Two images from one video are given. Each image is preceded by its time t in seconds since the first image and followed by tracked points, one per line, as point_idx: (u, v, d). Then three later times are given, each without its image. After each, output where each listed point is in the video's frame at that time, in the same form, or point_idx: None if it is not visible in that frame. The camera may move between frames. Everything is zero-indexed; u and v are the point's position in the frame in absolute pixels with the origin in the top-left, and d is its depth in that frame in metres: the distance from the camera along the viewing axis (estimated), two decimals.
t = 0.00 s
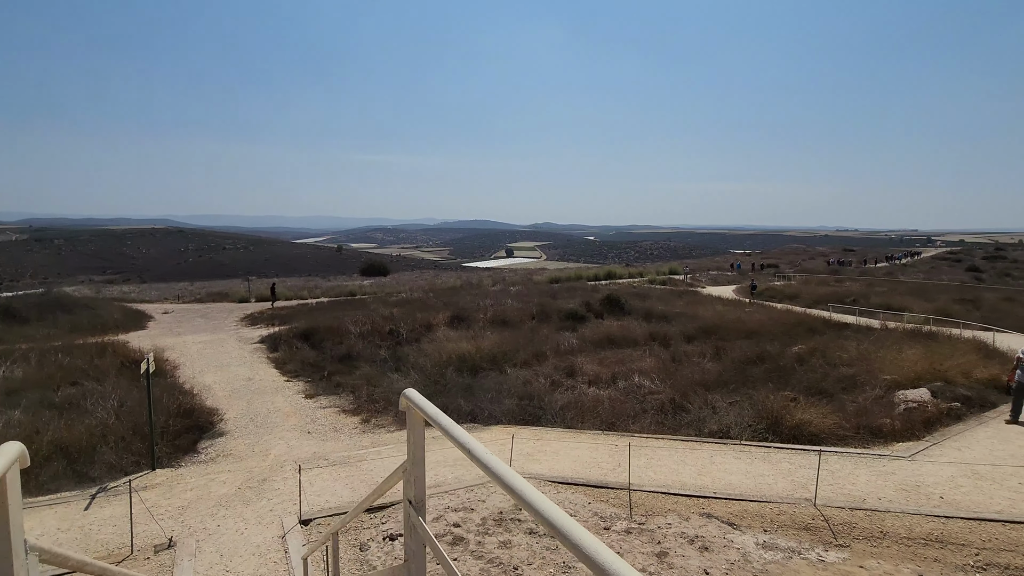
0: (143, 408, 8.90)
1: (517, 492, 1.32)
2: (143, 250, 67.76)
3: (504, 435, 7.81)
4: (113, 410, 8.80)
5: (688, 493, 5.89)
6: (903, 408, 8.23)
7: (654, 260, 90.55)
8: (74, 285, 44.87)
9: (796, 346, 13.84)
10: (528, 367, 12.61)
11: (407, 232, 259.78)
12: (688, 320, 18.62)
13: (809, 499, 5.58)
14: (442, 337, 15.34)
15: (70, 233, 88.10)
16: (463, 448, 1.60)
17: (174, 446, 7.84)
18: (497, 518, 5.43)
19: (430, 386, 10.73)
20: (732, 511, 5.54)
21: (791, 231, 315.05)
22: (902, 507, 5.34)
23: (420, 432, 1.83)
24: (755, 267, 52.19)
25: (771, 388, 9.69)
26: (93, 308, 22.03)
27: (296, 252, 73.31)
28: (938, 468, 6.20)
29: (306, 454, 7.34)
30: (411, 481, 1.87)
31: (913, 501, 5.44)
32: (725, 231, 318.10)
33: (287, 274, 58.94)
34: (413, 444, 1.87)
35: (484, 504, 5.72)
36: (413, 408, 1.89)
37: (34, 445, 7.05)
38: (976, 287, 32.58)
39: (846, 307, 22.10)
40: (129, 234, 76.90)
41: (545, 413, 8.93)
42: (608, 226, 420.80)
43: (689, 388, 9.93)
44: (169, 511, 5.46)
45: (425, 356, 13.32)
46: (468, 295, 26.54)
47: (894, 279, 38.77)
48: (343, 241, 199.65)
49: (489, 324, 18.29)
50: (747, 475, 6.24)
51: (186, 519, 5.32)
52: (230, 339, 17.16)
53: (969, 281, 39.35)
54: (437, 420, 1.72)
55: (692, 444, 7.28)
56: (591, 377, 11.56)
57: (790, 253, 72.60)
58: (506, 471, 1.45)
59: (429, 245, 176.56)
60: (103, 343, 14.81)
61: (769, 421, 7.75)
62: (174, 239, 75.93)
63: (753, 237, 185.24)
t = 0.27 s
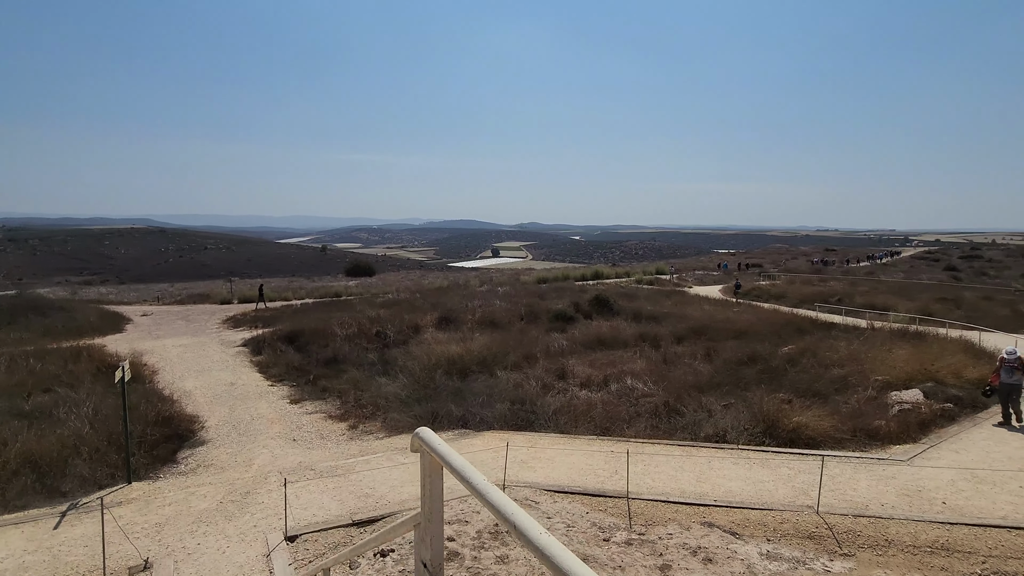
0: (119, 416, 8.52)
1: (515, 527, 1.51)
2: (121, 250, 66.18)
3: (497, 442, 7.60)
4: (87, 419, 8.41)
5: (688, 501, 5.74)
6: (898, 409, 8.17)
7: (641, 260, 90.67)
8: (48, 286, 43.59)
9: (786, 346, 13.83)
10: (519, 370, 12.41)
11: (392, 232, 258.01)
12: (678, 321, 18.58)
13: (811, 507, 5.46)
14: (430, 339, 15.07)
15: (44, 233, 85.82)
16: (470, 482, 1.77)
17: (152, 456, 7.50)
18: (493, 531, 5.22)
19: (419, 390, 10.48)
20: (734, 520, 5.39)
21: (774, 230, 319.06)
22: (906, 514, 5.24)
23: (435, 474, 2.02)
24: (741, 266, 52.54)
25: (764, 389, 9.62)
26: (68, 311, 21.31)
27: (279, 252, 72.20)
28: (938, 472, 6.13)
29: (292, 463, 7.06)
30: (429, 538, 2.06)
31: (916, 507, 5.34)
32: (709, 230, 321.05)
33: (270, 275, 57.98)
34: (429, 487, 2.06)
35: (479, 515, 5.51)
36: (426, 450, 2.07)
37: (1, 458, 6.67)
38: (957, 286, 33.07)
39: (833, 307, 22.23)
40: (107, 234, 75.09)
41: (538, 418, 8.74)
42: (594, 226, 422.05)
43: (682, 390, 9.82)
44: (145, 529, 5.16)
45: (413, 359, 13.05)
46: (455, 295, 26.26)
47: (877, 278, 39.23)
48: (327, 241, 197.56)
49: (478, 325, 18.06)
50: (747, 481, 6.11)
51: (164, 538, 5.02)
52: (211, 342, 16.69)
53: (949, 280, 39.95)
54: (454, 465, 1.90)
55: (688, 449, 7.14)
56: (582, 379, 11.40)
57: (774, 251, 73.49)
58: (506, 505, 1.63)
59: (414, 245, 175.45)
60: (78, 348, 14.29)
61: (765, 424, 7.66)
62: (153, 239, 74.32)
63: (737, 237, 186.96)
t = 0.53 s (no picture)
0: (100, 421, 8.23)
1: (516, 564, 1.56)
2: (107, 250, 65.20)
3: (494, 447, 7.39)
4: (67, 424, 8.12)
5: (692, 509, 5.57)
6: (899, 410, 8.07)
7: (633, 260, 90.78)
8: (32, 287, 42.78)
9: (782, 347, 13.73)
10: (513, 372, 12.22)
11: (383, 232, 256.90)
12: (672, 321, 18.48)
13: (818, 514, 5.30)
14: (423, 340, 14.84)
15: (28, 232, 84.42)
16: (472, 519, 1.87)
17: (134, 464, 7.23)
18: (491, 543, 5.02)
19: (412, 393, 10.25)
20: (740, 528, 5.23)
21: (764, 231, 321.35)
22: (915, 521, 5.10)
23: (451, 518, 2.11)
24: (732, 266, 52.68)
25: (763, 391, 9.50)
26: (51, 312, 20.84)
27: (269, 252, 71.51)
28: (944, 476, 6.01)
29: (281, 470, 6.82)
30: None
31: (926, 514, 5.20)
32: (699, 231, 322.70)
33: (260, 275, 57.37)
34: (448, 534, 2.14)
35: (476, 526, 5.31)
36: (439, 494, 2.16)
37: None
38: (947, 286, 33.33)
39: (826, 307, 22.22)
40: (93, 233, 74.00)
41: (534, 421, 8.55)
42: (585, 226, 422.84)
43: (680, 392, 9.68)
44: (125, 544, 4.91)
45: (405, 360, 12.81)
46: (448, 296, 26.01)
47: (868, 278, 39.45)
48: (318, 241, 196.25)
49: (471, 326, 17.84)
50: (751, 487, 5.96)
51: (144, 553, 4.78)
52: (199, 344, 16.35)
53: (938, 280, 40.28)
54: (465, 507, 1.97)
55: (689, 453, 6.98)
56: (578, 381, 11.22)
57: (764, 252, 73.79)
58: (510, 538, 1.71)
59: (406, 245, 174.72)
60: (61, 350, 13.91)
61: (767, 427, 7.52)
62: (140, 239, 73.33)
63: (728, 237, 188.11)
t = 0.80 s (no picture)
0: (99, 426, 8.04)
1: None
2: (108, 250, 65.04)
3: (503, 454, 7.21)
4: (65, 430, 7.93)
5: (710, 520, 5.38)
6: (917, 415, 7.88)
7: (635, 260, 90.52)
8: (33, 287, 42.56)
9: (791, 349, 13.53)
10: (519, 374, 12.02)
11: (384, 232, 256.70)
12: (678, 322, 18.27)
13: (842, 527, 5.11)
14: (426, 341, 14.64)
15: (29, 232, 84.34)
16: None
17: (133, 470, 7.05)
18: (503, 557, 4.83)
19: (417, 396, 10.06)
20: (761, 541, 5.03)
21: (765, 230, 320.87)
22: (945, 535, 4.90)
23: None
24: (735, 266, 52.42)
25: (775, 395, 9.30)
26: (50, 312, 20.64)
27: (270, 252, 71.32)
28: (970, 486, 5.81)
29: (283, 478, 6.64)
30: None
31: (955, 527, 5.00)
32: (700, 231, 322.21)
33: (261, 275, 57.17)
34: None
35: (487, 538, 5.12)
36: None
37: None
38: (953, 286, 33.11)
39: (833, 307, 22.00)
40: (93, 233, 73.84)
41: (543, 426, 8.37)
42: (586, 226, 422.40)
43: (691, 395, 9.49)
44: (122, 558, 4.72)
45: (409, 363, 12.62)
46: (450, 296, 25.79)
47: (872, 278, 39.20)
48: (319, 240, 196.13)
49: (474, 327, 17.65)
50: (770, 497, 5.76)
51: (143, 567, 4.59)
52: (199, 345, 16.15)
53: (943, 280, 40.01)
54: None
55: (703, 461, 6.80)
56: (585, 384, 11.02)
57: (766, 251, 73.57)
58: None
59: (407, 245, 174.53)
60: (60, 352, 13.72)
61: (782, 434, 7.34)
62: (141, 238, 73.17)
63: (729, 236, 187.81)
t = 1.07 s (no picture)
0: (115, 423, 7.99)
1: None
2: (125, 249, 65.80)
3: (522, 454, 7.05)
4: (82, 426, 7.91)
5: (741, 525, 5.17)
6: (951, 417, 7.60)
7: (647, 257, 89.78)
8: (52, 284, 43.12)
9: (813, 347, 13.21)
10: (535, 373, 11.85)
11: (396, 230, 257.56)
12: (695, 320, 17.98)
13: (882, 534, 4.88)
14: (441, 339, 14.51)
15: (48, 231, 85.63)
16: None
17: (149, 469, 6.98)
18: (527, 562, 4.67)
19: (433, 395, 9.93)
20: (796, 548, 4.82)
21: (779, 227, 317.33)
22: (991, 544, 4.66)
23: None
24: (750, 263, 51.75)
25: (800, 395, 9.04)
26: (68, 309, 20.81)
27: (283, 250, 71.75)
28: (1015, 492, 5.54)
29: (300, 478, 6.53)
30: None
31: (1002, 536, 4.75)
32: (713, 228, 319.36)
33: (274, 273, 57.51)
34: None
35: (509, 543, 4.96)
36: None
37: None
38: (977, 284, 32.34)
39: (854, 305, 21.55)
40: (110, 232, 74.77)
41: (561, 426, 8.20)
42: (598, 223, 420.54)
43: (713, 395, 9.25)
44: (139, 560, 4.63)
45: (424, 360, 12.49)
46: (463, 294, 25.66)
47: (892, 275, 38.45)
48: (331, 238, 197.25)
49: (488, 324, 17.50)
50: (802, 502, 5.53)
51: (159, 570, 4.49)
52: (215, 342, 16.17)
53: (966, 277, 39.15)
54: None
55: (730, 463, 6.58)
56: (603, 382, 10.82)
57: (781, 248, 72.71)
58: None
59: (418, 242, 174.85)
60: (77, 349, 13.79)
61: (811, 435, 7.11)
62: (156, 237, 73.96)
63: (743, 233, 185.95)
